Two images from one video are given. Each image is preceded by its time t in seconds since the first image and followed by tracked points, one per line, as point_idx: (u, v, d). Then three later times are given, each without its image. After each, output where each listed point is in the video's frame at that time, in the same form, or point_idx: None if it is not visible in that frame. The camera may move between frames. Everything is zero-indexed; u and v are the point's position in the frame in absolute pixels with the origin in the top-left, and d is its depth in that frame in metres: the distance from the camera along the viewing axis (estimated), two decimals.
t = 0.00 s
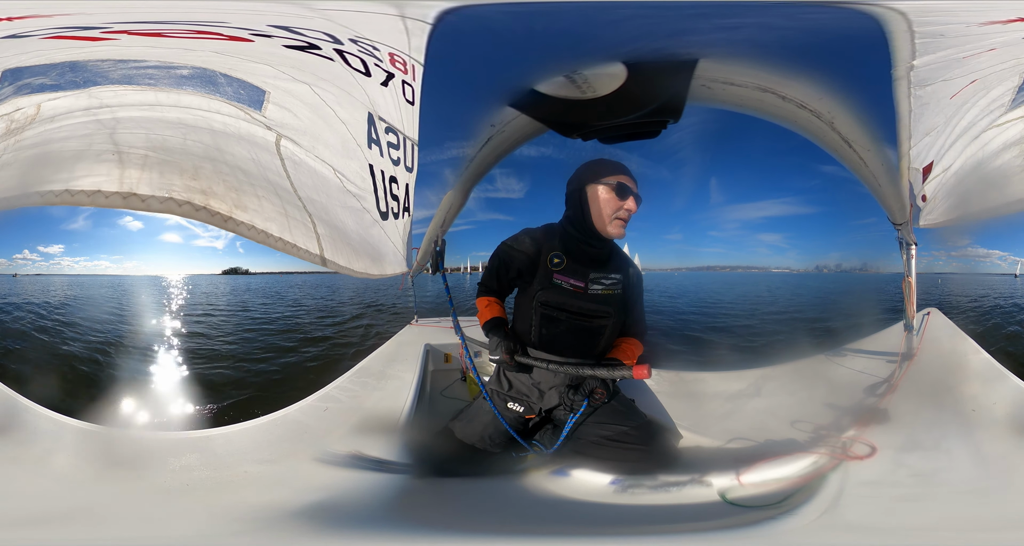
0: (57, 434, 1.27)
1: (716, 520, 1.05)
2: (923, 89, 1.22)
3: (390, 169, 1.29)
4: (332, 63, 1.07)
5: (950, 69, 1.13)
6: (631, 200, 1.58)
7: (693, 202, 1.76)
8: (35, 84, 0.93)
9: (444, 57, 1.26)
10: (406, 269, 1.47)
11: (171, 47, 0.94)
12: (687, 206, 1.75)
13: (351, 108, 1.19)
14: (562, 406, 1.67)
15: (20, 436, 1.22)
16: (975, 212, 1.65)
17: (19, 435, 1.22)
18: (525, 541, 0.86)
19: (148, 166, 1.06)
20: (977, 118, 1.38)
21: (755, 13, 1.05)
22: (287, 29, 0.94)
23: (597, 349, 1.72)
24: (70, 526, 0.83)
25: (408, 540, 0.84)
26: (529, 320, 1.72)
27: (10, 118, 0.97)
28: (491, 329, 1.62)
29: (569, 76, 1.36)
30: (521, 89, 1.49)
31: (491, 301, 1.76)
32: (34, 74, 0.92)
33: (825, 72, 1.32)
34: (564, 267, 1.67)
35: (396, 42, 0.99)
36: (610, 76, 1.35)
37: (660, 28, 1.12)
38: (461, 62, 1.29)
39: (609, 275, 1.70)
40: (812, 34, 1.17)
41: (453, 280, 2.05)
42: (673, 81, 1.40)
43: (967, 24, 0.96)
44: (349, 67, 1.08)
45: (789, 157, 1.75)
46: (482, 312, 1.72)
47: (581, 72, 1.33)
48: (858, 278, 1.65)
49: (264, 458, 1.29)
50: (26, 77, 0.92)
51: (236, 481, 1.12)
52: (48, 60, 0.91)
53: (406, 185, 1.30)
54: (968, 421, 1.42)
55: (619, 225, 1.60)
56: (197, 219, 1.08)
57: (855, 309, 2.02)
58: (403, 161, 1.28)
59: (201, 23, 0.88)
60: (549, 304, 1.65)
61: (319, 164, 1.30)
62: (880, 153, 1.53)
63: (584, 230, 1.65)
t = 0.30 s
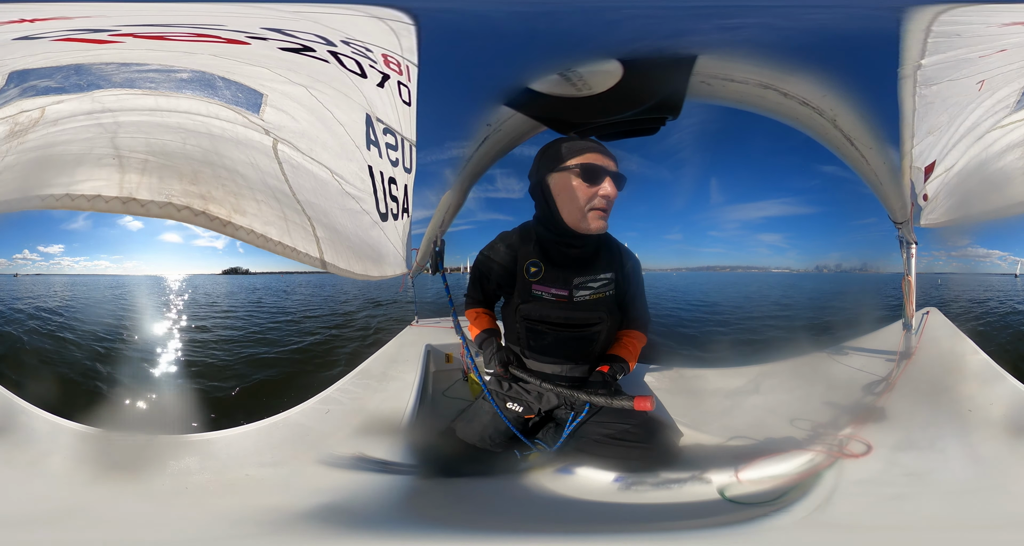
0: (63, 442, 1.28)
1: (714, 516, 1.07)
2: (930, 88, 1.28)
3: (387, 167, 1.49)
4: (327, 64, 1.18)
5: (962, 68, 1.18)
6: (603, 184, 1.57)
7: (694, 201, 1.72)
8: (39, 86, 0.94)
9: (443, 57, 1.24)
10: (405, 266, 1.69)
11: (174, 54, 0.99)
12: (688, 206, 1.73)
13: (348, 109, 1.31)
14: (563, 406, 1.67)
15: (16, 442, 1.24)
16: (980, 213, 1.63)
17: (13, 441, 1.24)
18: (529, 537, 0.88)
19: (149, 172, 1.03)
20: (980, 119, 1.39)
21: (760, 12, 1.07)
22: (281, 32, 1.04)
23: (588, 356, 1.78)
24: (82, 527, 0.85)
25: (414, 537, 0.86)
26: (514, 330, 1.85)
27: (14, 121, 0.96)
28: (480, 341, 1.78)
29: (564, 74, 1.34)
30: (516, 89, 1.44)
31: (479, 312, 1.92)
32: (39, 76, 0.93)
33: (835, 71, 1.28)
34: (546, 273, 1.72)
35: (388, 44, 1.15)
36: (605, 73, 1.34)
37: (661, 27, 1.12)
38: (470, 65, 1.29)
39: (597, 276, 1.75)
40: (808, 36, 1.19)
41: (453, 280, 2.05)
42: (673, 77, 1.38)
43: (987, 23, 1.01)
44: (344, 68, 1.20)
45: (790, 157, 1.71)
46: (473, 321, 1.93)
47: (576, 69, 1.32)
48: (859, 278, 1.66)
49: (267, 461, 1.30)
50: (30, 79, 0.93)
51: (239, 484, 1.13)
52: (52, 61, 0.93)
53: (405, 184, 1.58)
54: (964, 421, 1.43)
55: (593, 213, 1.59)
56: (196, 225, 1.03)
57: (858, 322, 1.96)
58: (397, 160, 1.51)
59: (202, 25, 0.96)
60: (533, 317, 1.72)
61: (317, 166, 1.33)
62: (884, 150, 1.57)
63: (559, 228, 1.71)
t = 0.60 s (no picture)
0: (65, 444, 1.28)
1: (716, 511, 1.09)
2: (937, 85, 1.38)
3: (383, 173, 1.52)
4: (319, 72, 1.29)
5: (968, 67, 1.34)
6: (581, 174, 1.61)
7: (693, 200, 1.65)
8: (48, 88, 0.96)
9: (456, 59, 1.37)
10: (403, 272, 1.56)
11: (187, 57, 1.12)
12: (688, 207, 1.66)
13: (343, 115, 1.35)
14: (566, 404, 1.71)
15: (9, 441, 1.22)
16: (980, 213, 1.64)
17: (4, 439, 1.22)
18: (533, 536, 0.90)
19: (149, 178, 0.91)
20: (986, 117, 1.49)
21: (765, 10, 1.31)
22: (274, 38, 1.26)
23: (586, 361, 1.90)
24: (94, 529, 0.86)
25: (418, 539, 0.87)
26: (513, 343, 1.94)
27: (20, 121, 0.95)
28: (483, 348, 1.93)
29: (552, 72, 1.36)
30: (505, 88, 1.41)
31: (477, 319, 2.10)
32: (49, 78, 0.97)
33: (841, 69, 1.38)
34: (539, 280, 1.82)
35: (371, 50, 1.39)
36: (592, 70, 1.37)
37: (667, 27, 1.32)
38: (472, 58, 1.35)
39: (591, 278, 1.83)
40: (810, 29, 1.31)
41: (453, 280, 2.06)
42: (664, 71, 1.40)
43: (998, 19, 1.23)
44: (335, 75, 1.33)
45: (790, 156, 1.65)
46: (473, 329, 2.13)
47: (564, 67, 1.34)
48: (858, 277, 1.68)
49: (269, 467, 1.30)
50: (40, 81, 0.97)
51: (244, 489, 1.14)
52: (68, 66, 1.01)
53: (400, 189, 1.59)
54: (955, 421, 1.44)
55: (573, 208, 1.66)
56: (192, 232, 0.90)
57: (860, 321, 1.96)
58: (393, 165, 1.55)
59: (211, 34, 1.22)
60: (530, 327, 1.83)
61: (315, 172, 1.26)
62: (887, 145, 1.54)
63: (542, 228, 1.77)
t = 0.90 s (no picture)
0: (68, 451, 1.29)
1: (709, 506, 1.11)
2: (946, 84, 1.35)
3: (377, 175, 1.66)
4: (306, 76, 1.34)
5: (978, 66, 1.32)
6: (580, 169, 1.64)
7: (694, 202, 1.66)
8: (53, 92, 0.98)
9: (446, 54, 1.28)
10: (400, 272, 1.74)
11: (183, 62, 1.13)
12: (688, 208, 1.66)
13: (334, 118, 1.44)
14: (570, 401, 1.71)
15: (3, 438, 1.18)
16: (979, 213, 1.66)
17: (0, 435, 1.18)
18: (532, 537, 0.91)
19: (149, 183, 0.92)
20: (991, 118, 1.48)
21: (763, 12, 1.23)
22: (261, 45, 1.24)
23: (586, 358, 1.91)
24: (97, 535, 0.87)
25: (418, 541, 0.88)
26: (513, 341, 1.94)
27: (22, 124, 0.95)
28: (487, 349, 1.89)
29: (538, 68, 1.32)
30: (492, 86, 1.35)
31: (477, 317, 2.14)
32: (57, 82, 0.99)
33: (854, 64, 1.29)
34: (539, 277, 1.82)
35: (352, 52, 1.33)
36: (583, 65, 1.32)
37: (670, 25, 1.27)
38: (466, 52, 1.27)
39: (590, 275, 1.84)
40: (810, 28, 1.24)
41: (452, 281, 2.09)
42: (660, 65, 1.35)
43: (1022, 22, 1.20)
44: (322, 79, 1.38)
45: (790, 155, 1.64)
46: (474, 325, 2.17)
47: (550, 63, 1.30)
48: (857, 278, 1.70)
49: (272, 472, 1.30)
50: (48, 84, 0.98)
51: (248, 495, 1.14)
52: (75, 70, 1.03)
53: (393, 189, 1.79)
54: (950, 418, 1.45)
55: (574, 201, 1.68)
56: (192, 237, 0.91)
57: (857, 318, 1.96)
58: (386, 167, 1.71)
59: (203, 40, 1.18)
60: (530, 323, 1.83)
61: (310, 176, 1.31)
62: (891, 143, 1.52)
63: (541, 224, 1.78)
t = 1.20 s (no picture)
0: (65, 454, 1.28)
1: (702, 500, 1.12)
2: (953, 86, 1.38)
3: (371, 174, 1.73)
4: (294, 78, 1.37)
5: (985, 69, 1.35)
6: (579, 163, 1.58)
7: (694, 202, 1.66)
8: (55, 97, 0.97)
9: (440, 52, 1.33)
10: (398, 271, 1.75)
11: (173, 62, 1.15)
12: (688, 207, 1.66)
13: (325, 119, 1.48)
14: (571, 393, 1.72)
15: None
16: (978, 215, 1.63)
17: None
18: (531, 532, 0.92)
19: (148, 189, 0.91)
20: (994, 120, 1.50)
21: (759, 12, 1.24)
22: (244, 48, 1.28)
23: (586, 349, 1.87)
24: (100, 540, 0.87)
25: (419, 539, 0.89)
26: (513, 328, 1.90)
27: (23, 128, 0.94)
28: (488, 341, 1.89)
29: (532, 63, 1.36)
30: (485, 83, 1.43)
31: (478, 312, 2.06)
32: (58, 87, 0.98)
33: (856, 65, 1.32)
34: (539, 266, 1.77)
35: (337, 53, 1.41)
36: (578, 60, 1.36)
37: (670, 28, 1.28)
38: (459, 50, 1.31)
39: (588, 265, 1.78)
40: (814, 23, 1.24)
41: (451, 280, 2.13)
42: (665, 62, 1.38)
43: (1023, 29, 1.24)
44: (309, 79, 1.41)
45: (792, 156, 1.61)
46: (476, 321, 2.06)
47: (544, 58, 1.34)
48: (858, 278, 1.69)
49: (281, 474, 1.30)
50: (49, 89, 0.98)
51: (252, 498, 1.14)
52: (73, 75, 1.02)
53: (388, 188, 1.88)
54: (943, 421, 1.45)
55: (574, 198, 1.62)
56: (190, 242, 0.89)
57: (853, 317, 1.97)
58: (379, 165, 1.79)
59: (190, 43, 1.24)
60: (529, 312, 1.78)
61: (305, 178, 1.33)
62: (894, 143, 1.52)
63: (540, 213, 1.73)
